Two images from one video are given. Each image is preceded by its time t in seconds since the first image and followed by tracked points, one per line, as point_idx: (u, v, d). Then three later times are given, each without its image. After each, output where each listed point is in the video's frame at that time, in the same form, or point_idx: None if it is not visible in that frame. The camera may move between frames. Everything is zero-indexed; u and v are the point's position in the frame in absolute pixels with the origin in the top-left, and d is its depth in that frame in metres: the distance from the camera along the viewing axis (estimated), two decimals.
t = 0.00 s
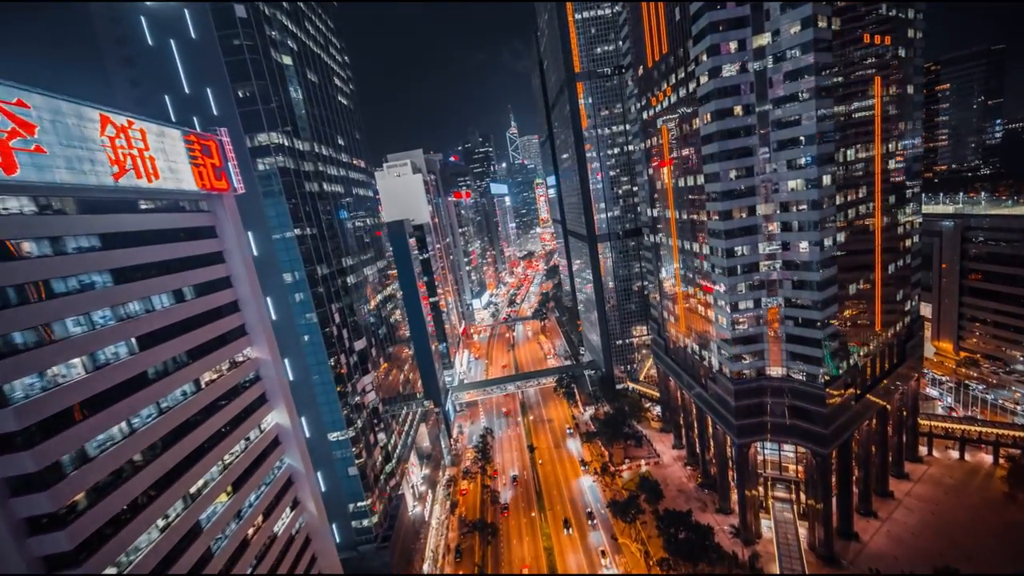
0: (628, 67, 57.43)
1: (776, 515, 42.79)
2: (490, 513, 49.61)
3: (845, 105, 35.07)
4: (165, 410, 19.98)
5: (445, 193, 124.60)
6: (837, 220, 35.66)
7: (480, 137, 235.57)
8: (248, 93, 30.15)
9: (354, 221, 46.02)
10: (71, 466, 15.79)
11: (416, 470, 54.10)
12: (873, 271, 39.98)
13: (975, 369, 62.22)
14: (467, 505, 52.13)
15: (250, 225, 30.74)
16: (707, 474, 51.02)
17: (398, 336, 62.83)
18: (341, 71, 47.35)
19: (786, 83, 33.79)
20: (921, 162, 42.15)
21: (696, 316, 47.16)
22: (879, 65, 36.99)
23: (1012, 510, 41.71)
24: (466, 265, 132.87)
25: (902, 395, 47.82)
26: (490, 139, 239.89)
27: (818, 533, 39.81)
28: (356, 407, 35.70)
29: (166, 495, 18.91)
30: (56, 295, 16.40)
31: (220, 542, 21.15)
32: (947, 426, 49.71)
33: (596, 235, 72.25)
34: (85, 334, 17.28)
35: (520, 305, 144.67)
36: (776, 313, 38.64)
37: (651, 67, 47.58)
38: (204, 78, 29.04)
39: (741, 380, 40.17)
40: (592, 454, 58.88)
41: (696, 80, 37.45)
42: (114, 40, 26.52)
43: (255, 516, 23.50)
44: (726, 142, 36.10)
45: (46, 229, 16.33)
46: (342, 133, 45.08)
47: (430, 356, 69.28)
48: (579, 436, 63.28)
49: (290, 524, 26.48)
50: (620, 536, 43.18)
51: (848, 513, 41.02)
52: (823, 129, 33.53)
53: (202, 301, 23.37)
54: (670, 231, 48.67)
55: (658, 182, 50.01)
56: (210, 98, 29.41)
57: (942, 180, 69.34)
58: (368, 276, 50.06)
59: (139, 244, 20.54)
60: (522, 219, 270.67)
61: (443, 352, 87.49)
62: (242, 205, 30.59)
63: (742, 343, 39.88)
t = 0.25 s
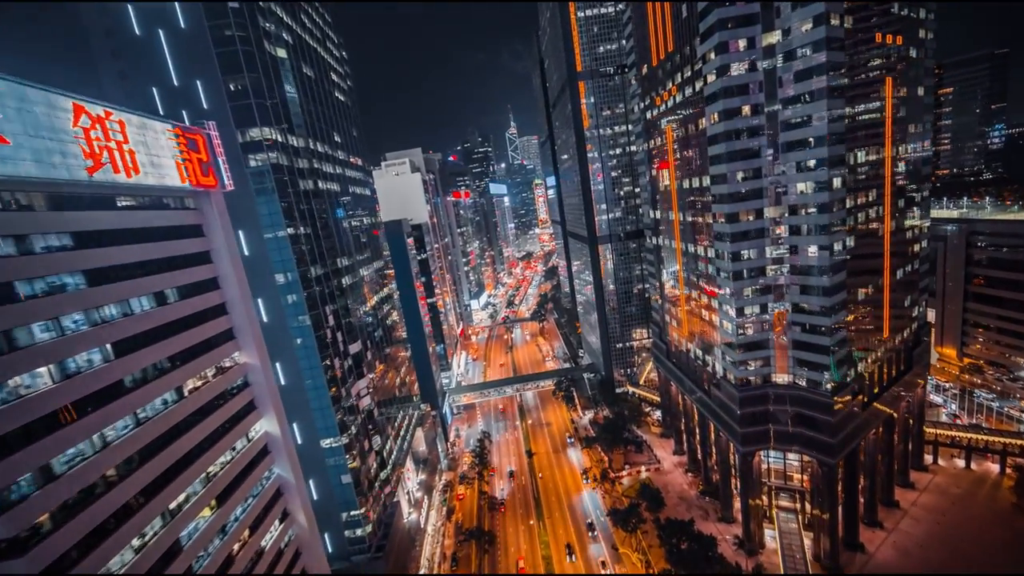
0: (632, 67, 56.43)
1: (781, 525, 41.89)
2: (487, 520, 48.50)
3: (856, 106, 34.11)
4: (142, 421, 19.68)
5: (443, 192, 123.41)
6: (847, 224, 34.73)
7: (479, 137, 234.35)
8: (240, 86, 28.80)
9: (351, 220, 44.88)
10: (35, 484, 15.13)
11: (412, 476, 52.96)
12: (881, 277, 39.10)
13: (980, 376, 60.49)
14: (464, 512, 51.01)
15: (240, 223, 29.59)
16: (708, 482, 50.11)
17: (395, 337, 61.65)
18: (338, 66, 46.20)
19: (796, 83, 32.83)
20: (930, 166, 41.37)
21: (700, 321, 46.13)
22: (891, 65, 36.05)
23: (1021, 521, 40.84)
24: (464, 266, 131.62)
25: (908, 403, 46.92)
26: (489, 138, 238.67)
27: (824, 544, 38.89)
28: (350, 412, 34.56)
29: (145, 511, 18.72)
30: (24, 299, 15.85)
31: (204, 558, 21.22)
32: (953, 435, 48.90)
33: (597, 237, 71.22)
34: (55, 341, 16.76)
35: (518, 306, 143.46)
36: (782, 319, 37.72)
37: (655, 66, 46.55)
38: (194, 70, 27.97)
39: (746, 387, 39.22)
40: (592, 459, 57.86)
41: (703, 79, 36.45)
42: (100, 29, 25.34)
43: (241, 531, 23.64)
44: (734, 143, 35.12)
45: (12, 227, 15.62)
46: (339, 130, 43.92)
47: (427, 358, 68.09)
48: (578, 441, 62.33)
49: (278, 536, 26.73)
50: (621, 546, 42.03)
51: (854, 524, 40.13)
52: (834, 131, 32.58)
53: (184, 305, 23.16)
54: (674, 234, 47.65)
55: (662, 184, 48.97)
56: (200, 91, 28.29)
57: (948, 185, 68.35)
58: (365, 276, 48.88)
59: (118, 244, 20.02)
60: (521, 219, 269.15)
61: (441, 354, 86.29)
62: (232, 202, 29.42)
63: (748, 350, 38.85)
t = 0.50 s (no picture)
0: (635, 66, 55.50)
1: (785, 533, 41.57)
2: (485, 525, 47.51)
3: (868, 107, 33.23)
4: (121, 431, 18.95)
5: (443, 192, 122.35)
6: (857, 228, 33.88)
7: (479, 137, 233.14)
8: (233, 80, 27.77)
9: (348, 220, 43.90)
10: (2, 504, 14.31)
11: (408, 480, 51.97)
12: (890, 282, 38.27)
13: (983, 382, 59.46)
14: (461, 517, 50.04)
15: (233, 223, 28.70)
16: (710, 488, 49.30)
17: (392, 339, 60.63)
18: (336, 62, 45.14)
19: (806, 83, 31.97)
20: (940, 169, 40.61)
21: (703, 325, 45.23)
22: (903, 66, 35.19)
23: None
24: (463, 265, 130.61)
25: (915, 410, 46.10)
26: (489, 138, 237.61)
27: (829, 554, 38.09)
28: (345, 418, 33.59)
29: (125, 526, 18.12)
30: None
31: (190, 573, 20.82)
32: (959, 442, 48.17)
33: (598, 238, 70.28)
34: (26, 347, 15.89)
35: (517, 307, 142.46)
36: (789, 324, 36.84)
37: (660, 64, 45.64)
38: (184, 63, 26.96)
39: (751, 393, 38.30)
40: (591, 464, 57.01)
41: (710, 78, 35.54)
42: (89, 19, 24.26)
43: (228, 543, 23.22)
44: (741, 143, 34.26)
45: None
46: (336, 127, 42.92)
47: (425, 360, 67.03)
48: (577, 445, 61.53)
49: (268, 547, 26.37)
50: (622, 555, 40.98)
51: (859, 533, 39.32)
52: (845, 132, 31.72)
53: (168, 307, 22.43)
54: (678, 236, 46.71)
55: (666, 185, 48.06)
56: (192, 84, 27.23)
57: (951, 188, 65.23)
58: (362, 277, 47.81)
59: (98, 243, 19.18)
60: (520, 220, 267.84)
61: (439, 355, 85.26)
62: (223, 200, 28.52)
63: (753, 355, 37.93)
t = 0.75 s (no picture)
0: (639, 65, 54.64)
1: (790, 543, 40.77)
2: (483, 532, 46.50)
3: (880, 107, 32.36)
4: (97, 443, 18.31)
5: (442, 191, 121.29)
6: (868, 231, 32.99)
7: (479, 137, 232.03)
8: (226, 73, 27.14)
9: (346, 219, 42.94)
10: None
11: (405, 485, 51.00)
12: (899, 287, 37.42)
13: (988, 388, 57.53)
14: (459, 522, 49.05)
15: (223, 220, 27.29)
16: (712, 495, 48.49)
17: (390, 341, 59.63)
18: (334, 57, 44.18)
19: (817, 82, 31.11)
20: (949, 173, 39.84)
21: (707, 329, 44.37)
22: (914, 66, 34.39)
23: None
24: (463, 266, 129.59)
25: (922, 417, 45.24)
26: (489, 138, 236.49)
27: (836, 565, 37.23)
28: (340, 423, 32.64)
29: (99, 545, 17.29)
30: None
31: None
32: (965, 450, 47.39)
33: (600, 240, 69.39)
34: None
35: (516, 308, 141.44)
36: (797, 329, 35.89)
37: (665, 63, 44.77)
38: (177, 55, 25.78)
39: (757, 400, 37.36)
40: (591, 469, 56.18)
41: (718, 77, 34.67)
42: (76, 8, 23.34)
43: (213, 559, 22.29)
44: (750, 144, 33.39)
45: None
46: (334, 124, 41.97)
47: (423, 362, 66.01)
48: (577, 450, 60.75)
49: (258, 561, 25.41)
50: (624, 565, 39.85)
51: (866, 544, 38.42)
52: (857, 133, 30.85)
53: (150, 312, 21.82)
54: (682, 238, 45.81)
55: (670, 186, 47.19)
56: (183, 78, 26.23)
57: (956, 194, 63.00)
58: (360, 277, 46.86)
59: (75, 245, 18.56)
60: (520, 220, 266.70)
61: (437, 357, 84.25)
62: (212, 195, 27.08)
63: (760, 362, 36.94)
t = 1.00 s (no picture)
0: (643, 64, 53.74)
1: (795, 553, 39.32)
2: (481, 538, 45.51)
3: (894, 108, 31.47)
4: (70, 457, 17.29)
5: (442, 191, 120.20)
6: (879, 235, 32.13)
7: (480, 137, 230.91)
8: (218, 65, 26.26)
9: (344, 218, 42.02)
10: None
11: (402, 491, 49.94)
12: (909, 292, 36.58)
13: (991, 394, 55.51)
14: (457, 529, 48.01)
15: (214, 218, 26.19)
16: (715, 502, 47.68)
17: (388, 342, 58.63)
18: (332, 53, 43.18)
19: (829, 81, 30.21)
20: (960, 176, 39.03)
21: (711, 334, 43.49)
22: (927, 66, 33.56)
23: None
24: (462, 266, 128.57)
25: (929, 425, 44.43)
26: (489, 138, 235.40)
27: None
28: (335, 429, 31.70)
29: (73, 566, 16.32)
30: None
31: None
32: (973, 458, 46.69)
33: (601, 241, 68.51)
34: None
35: (515, 309, 140.41)
36: (804, 334, 35.01)
37: (669, 61, 43.84)
38: (168, 45, 24.59)
39: (764, 406, 36.41)
40: (591, 474, 55.31)
41: (727, 75, 33.76)
42: None
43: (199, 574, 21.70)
44: (759, 144, 32.48)
45: None
46: (331, 120, 40.99)
47: (421, 363, 64.97)
48: (576, 454, 60.04)
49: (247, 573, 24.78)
50: None
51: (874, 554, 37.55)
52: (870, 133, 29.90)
53: (131, 315, 21.00)
54: (686, 240, 44.90)
55: (674, 187, 46.30)
56: (174, 69, 24.87)
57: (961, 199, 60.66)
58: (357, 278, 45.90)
59: (51, 244, 17.63)
60: (519, 220, 265.46)
61: (435, 358, 83.22)
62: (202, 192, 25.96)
63: (767, 368, 35.98)
